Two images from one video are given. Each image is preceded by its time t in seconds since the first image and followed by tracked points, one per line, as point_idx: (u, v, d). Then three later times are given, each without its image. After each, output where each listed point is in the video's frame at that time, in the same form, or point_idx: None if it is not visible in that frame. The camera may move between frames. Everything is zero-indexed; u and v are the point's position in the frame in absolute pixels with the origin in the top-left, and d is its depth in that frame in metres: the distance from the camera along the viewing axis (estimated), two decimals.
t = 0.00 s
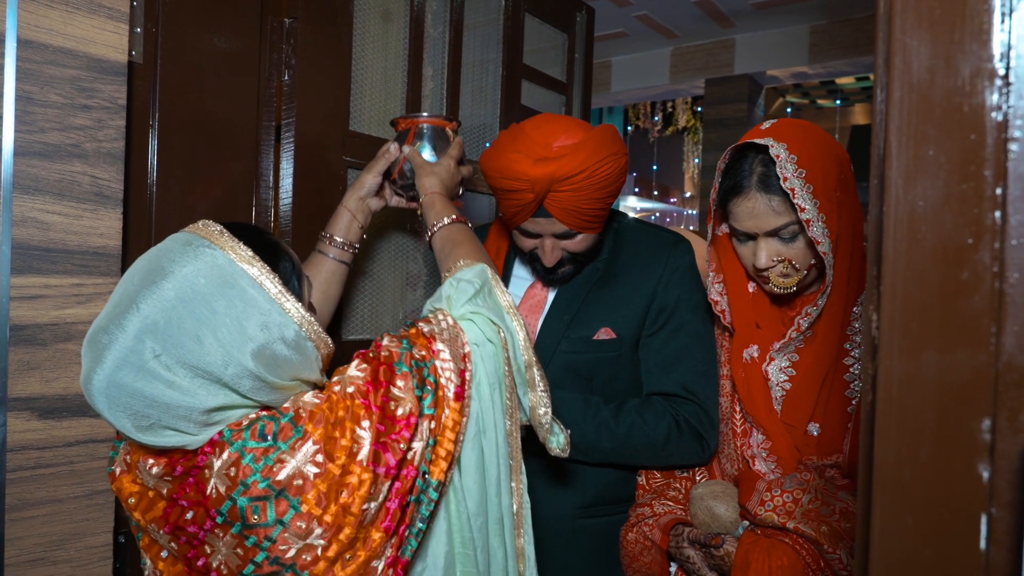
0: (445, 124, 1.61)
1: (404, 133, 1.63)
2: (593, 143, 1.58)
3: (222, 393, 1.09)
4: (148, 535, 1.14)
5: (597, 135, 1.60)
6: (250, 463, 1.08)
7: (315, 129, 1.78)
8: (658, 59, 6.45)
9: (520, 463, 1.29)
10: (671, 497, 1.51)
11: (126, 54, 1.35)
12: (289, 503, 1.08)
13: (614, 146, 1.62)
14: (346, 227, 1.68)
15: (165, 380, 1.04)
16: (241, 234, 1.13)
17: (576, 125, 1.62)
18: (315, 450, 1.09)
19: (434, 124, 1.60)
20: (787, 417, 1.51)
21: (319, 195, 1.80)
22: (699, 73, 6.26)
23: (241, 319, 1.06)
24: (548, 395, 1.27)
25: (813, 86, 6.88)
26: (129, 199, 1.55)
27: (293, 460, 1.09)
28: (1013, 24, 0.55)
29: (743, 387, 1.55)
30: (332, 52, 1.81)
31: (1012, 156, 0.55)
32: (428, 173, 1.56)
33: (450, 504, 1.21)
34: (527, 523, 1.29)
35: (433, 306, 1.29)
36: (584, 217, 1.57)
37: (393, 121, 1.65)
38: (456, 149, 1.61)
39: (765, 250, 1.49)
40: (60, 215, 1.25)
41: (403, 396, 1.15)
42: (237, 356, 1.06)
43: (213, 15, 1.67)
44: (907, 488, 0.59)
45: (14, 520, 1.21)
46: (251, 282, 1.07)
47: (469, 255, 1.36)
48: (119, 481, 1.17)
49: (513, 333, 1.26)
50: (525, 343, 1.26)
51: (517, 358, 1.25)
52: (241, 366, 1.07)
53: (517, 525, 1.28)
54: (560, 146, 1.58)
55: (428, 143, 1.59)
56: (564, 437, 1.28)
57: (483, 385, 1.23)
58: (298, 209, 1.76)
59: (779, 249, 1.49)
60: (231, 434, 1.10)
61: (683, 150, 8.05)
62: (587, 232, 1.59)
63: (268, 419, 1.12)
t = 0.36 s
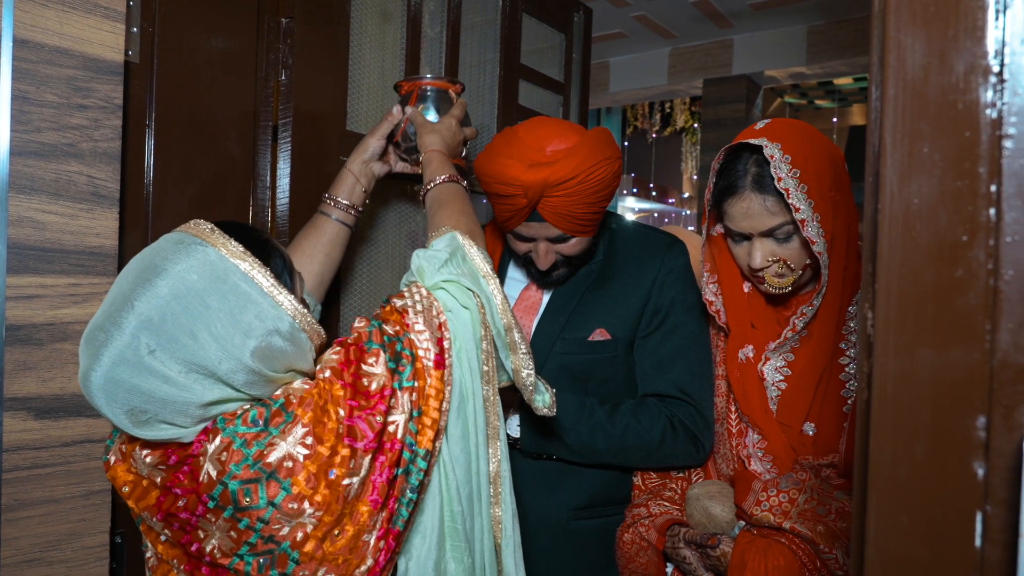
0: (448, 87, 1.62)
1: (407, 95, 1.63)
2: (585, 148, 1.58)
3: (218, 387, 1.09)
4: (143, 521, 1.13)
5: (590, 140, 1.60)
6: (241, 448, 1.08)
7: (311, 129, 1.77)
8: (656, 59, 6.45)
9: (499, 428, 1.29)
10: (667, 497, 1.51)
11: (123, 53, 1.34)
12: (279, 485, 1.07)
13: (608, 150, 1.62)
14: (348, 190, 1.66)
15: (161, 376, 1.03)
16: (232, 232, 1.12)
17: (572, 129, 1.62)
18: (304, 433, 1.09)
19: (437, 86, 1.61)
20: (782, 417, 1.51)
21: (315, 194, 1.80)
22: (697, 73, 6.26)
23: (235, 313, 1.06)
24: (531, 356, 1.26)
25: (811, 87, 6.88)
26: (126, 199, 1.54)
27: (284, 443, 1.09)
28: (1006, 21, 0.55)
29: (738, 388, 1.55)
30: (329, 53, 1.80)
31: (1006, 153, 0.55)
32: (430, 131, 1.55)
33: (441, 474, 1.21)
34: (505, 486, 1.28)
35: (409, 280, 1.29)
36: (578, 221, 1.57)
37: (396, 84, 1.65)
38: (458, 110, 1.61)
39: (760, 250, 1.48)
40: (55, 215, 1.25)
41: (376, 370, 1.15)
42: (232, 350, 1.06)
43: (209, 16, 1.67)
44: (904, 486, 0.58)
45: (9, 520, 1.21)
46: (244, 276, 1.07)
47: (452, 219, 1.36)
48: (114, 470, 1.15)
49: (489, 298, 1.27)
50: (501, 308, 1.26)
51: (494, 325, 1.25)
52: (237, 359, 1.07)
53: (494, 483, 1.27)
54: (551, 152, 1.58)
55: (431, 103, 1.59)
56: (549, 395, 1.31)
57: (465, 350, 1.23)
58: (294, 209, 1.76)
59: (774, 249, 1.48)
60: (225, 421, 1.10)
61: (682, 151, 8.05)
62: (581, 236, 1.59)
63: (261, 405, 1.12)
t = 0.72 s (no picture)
0: (459, 54, 1.62)
1: (418, 63, 1.64)
2: (576, 146, 1.57)
3: (220, 382, 1.08)
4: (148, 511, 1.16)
5: (582, 138, 1.59)
6: (240, 439, 1.08)
7: (309, 129, 1.77)
8: (656, 59, 6.45)
9: (490, 410, 1.27)
10: (665, 496, 1.50)
11: (121, 52, 1.34)
12: (278, 475, 1.08)
13: (601, 148, 1.61)
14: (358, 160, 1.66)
15: (163, 373, 1.03)
16: (232, 229, 1.11)
17: (563, 128, 1.61)
18: (302, 423, 1.10)
19: (448, 54, 1.62)
20: (779, 415, 1.51)
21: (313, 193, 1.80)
22: (697, 73, 6.26)
23: (235, 309, 1.05)
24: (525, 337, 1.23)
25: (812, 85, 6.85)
26: (124, 198, 1.54)
27: (283, 433, 1.09)
28: (1003, 16, 0.55)
29: (735, 387, 1.54)
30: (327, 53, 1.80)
31: (1003, 147, 0.55)
32: (439, 98, 1.55)
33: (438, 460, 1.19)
34: (494, 472, 1.27)
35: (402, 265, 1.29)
36: (570, 219, 1.56)
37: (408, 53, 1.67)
38: (468, 78, 1.62)
39: (756, 249, 1.49)
40: (53, 214, 1.25)
41: (363, 358, 1.14)
42: (233, 346, 1.05)
43: (207, 15, 1.66)
44: (901, 481, 0.58)
45: (7, 519, 1.21)
46: (243, 273, 1.06)
47: (450, 195, 1.34)
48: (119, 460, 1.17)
49: (480, 280, 1.25)
50: (492, 288, 1.24)
51: (485, 306, 1.23)
52: (238, 355, 1.06)
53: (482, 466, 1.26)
54: (541, 151, 1.57)
55: (441, 70, 1.60)
56: (546, 378, 1.25)
57: (456, 332, 1.21)
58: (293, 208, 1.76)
59: (769, 248, 1.48)
60: (224, 411, 1.10)
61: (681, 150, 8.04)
62: (573, 235, 1.58)
63: (259, 396, 1.11)
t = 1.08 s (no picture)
0: (474, 25, 1.52)
1: (431, 35, 1.54)
2: (569, 142, 1.57)
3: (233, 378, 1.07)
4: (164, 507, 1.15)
5: (573, 134, 1.59)
6: (255, 434, 1.08)
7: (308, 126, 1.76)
8: (656, 58, 6.45)
9: (500, 401, 1.24)
10: (664, 492, 1.50)
11: (119, 48, 1.34)
12: (293, 470, 1.06)
13: (593, 143, 1.60)
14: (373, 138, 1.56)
15: (176, 368, 1.02)
16: (243, 224, 1.09)
17: (554, 124, 1.61)
18: (316, 417, 1.08)
19: (462, 24, 1.51)
20: (778, 412, 1.50)
21: (312, 191, 1.80)
22: (697, 72, 6.26)
23: (246, 305, 1.03)
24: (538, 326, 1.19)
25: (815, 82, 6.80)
26: (122, 195, 1.54)
27: (297, 427, 1.08)
28: (1001, 5, 0.55)
29: (734, 382, 1.54)
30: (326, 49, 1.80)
31: (1001, 138, 0.55)
32: (454, 70, 1.44)
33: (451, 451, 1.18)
34: (502, 466, 1.24)
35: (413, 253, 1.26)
36: (563, 216, 1.57)
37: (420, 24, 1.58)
38: (484, 49, 1.51)
39: (753, 245, 1.49)
40: (52, 210, 1.25)
41: (369, 349, 1.12)
42: (244, 341, 1.04)
43: (205, 13, 1.66)
44: (899, 474, 0.58)
45: (6, 515, 1.21)
46: (254, 268, 1.04)
47: (461, 177, 1.27)
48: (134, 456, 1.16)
49: (489, 268, 1.21)
50: (501, 275, 1.20)
51: (495, 295, 1.20)
52: (251, 350, 1.04)
53: (490, 460, 1.24)
54: (533, 148, 1.56)
55: (456, 41, 1.50)
56: (558, 370, 1.20)
57: (466, 322, 1.19)
58: (292, 205, 1.76)
59: (767, 244, 1.49)
60: (238, 406, 1.10)
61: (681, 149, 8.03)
62: (567, 231, 1.59)
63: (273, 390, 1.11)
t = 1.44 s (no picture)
0: (499, 8, 1.45)
1: (455, 18, 1.49)
2: (568, 138, 1.52)
3: (256, 377, 1.05)
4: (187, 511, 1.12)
5: (572, 129, 1.54)
6: (279, 436, 1.05)
7: (310, 123, 1.76)
8: (657, 55, 6.44)
9: (529, 400, 1.19)
10: (666, 489, 1.49)
11: (120, 46, 1.34)
12: (319, 473, 1.03)
13: (591, 138, 1.56)
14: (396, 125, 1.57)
15: (198, 367, 1.00)
16: (267, 218, 1.08)
17: (555, 120, 1.56)
18: (342, 418, 1.05)
19: (488, 8, 1.45)
20: (780, 408, 1.50)
21: (314, 188, 1.79)
22: (699, 69, 6.25)
23: (269, 301, 1.02)
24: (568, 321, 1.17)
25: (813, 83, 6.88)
26: (124, 193, 1.54)
27: (322, 429, 1.05)
28: None
29: (737, 379, 1.54)
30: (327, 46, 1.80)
31: (1007, 130, 0.55)
32: (480, 53, 1.39)
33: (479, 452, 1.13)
34: (534, 466, 1.18)
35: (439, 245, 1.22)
36: (563, 213, 1.54)
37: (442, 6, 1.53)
38: (509, 30, 1.45)
39: (756, 241, 1.48)
40: (53, 207, 1.24)
41: (393, 348, 1.09)
42: (267, 338, 1.02)
43: (206, 11, 1.66)
44: (903, 469, 0.58)
45: (8, 513, 1.20)
46: (276, 263, 1.03)
47: (488, 165, 1.25)
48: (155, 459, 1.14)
49: (516, 262, 1.17)
50: (528, 269, 1.17)
51: (523, 290, 1.16)
52: (274, 348, 1.02)
53: (519, 461, 1.18)
54: (533, 144, 1.50)
55: (482, 24, 1.46)
56: (592, 369, 1.18)
57: (494, 318, 1.14)
58: (294, 203, 1.76)
59: (770, 239, 1.48)
60: (261, 407, 1.07)
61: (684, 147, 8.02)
62: (568, 228, 1.57)
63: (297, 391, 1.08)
